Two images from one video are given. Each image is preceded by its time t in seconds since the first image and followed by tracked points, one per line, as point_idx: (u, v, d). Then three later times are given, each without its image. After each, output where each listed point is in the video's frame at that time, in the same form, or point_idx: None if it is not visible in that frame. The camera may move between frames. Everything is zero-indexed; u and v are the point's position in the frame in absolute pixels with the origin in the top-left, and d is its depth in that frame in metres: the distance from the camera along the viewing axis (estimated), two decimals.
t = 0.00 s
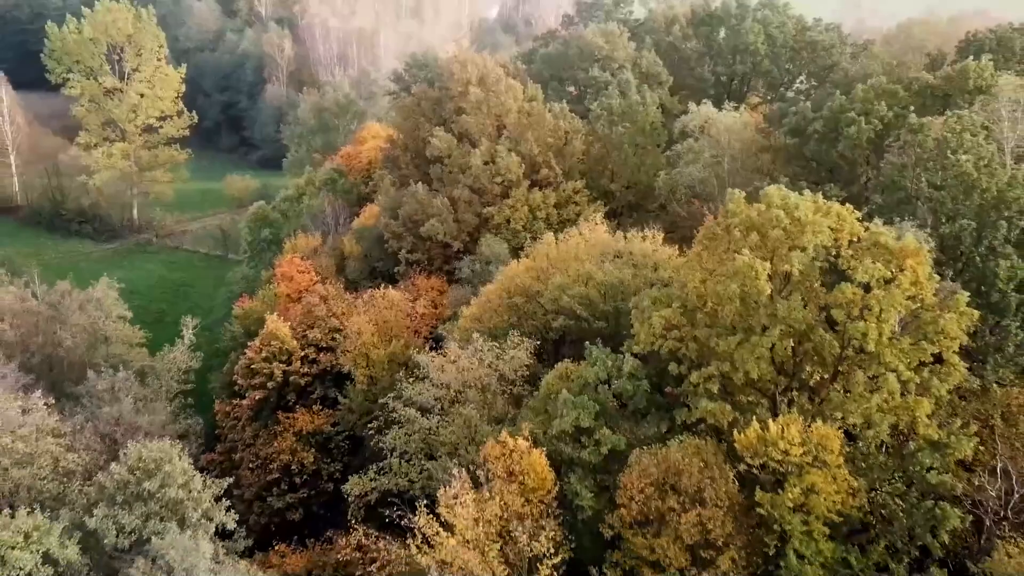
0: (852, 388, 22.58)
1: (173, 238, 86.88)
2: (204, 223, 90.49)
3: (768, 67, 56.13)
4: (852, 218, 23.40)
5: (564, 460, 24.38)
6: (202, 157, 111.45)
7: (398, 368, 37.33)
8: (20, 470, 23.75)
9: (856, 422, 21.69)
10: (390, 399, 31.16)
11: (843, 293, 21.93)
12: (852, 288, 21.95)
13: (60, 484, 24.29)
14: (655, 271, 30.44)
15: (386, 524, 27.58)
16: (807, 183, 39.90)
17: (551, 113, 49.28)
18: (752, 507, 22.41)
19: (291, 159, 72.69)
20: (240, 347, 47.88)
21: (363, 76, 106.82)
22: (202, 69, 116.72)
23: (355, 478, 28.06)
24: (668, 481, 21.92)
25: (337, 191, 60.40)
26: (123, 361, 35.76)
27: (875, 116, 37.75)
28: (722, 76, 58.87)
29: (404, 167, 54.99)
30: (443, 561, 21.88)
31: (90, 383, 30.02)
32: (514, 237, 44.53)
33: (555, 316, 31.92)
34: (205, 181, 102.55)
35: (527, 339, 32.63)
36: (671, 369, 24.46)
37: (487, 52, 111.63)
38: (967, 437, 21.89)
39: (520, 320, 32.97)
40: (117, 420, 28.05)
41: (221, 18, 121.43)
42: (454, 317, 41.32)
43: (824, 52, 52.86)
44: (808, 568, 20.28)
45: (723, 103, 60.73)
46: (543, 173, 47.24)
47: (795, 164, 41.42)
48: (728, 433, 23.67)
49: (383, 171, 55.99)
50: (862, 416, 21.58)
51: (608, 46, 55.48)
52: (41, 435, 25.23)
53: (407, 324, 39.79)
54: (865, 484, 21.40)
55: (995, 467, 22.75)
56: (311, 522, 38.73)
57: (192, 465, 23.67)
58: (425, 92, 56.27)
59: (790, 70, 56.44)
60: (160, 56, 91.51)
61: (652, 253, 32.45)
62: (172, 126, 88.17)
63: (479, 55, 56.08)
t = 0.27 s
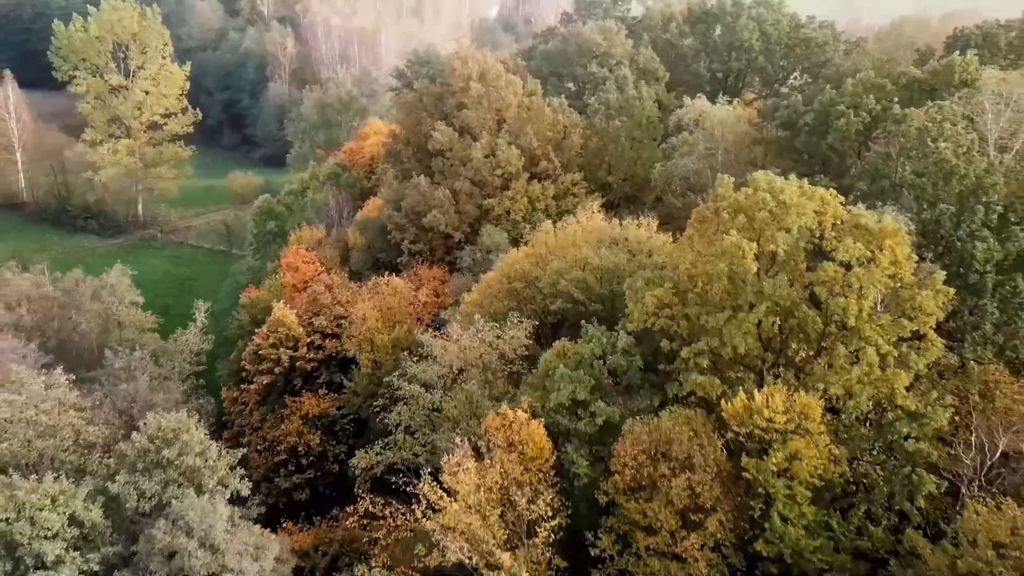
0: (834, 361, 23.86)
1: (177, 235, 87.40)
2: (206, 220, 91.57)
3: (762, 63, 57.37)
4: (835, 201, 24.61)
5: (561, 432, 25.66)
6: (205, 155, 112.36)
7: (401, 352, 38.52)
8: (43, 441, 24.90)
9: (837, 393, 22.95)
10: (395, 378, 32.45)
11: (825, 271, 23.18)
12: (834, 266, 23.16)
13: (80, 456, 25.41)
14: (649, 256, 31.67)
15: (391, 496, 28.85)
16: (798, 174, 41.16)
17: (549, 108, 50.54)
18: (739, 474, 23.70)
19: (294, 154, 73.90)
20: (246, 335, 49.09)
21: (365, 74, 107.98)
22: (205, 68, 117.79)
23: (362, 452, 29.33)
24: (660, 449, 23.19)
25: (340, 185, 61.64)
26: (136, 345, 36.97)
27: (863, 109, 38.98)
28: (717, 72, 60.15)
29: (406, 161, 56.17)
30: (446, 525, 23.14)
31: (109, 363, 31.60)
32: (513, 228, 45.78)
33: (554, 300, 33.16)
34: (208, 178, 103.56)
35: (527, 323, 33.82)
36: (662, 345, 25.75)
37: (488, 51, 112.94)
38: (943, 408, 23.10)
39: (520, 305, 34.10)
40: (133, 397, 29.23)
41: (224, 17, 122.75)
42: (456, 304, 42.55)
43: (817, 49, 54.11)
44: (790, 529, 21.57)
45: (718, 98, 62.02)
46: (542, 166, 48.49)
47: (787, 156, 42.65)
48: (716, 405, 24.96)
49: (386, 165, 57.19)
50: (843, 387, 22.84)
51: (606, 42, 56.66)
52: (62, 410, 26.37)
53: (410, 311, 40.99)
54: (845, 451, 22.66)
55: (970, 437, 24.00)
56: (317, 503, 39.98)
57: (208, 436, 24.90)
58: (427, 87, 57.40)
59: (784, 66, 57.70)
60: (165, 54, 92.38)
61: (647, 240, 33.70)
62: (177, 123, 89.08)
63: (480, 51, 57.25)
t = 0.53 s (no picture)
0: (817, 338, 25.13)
1: (181, 230, 87.43)
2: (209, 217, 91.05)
3: (757, 60, 58.60)
4: (820, 187, 25.90)
5: (559, 407, 26.93)
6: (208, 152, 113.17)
7: (405, 338, 39.81)
8: (65, 416, 26.07)
9: (820, 368, 24.22)
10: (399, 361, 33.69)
11: (809, 252, 24.44)
12: (818, 247, 24.44)
13: (99, 430, 26.57)
14: (644, 243, 32.94)
15: (396, 470, 30.12)
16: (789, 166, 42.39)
17: (548, 103, 51.80)
18: (727, 444, 25.00)
19: (298, 150, 75.09)
20: (253, 325, 50.30)
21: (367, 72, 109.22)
22: (209, 66, 118.84)
23: (368, 430, 30.56)
24: (652, 421, 24.45)
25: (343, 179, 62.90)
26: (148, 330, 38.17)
27: (853, 102, 40.21)
28: (712, 68, 61.39)
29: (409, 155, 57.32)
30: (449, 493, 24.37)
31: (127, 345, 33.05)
32: (514, 220, 47.01)
33: (552, 285, 34.42)
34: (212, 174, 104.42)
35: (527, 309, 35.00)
36: (655, 325, 27.04)
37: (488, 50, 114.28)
38: (921, 383, 24.36)
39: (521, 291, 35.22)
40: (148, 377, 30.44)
41: (227, 16, 123.90)
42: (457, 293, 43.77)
43: (810, 46, 55.35)
44: (775, 495, 22.82)
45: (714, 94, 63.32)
46: (541, 159, 49.73)
47: (779, 149, 43.89)
48: (706, 381, 26.27)
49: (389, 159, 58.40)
50: (825, 362, 24.10)
51: (604, 40, 57.92)
52: (81, 387, 27.56)
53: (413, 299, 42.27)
54: (827, 423, 23.92)
55: (947, 411, 25.25)
56: (322, 484, 41.16)
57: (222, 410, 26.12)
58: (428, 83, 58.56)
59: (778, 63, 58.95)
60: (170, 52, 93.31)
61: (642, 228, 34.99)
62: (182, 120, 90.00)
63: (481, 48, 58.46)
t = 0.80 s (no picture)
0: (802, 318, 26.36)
1: (184, 225, 87.48)
2: (212, 212, 91.19)
3: (752, 56, 59.85)
4: (806, 173, 27.03)
5: (556, 384, 28.23)
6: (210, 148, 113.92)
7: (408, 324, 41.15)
8: (84, 393, 27.30)
9: (805, 345, 25.44)
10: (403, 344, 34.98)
11: (794, 235, 25.63)
12: (803, 230, 25.62)
13: (117, 407, 27.74)
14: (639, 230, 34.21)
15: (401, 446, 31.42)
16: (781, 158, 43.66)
17: (547, 98, 53.05)
18: (716, 419, 26.24)
19: (302, 146, 76.31)
20: (260, 314, 51.57)
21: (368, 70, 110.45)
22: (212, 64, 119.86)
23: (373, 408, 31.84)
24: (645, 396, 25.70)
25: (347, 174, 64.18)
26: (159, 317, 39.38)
27: (842, 96, 41.46)
28: (709, 64, 62.65)
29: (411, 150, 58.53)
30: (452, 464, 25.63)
31: (141, 328, 34.32)
32: (513, 211, 48.29)
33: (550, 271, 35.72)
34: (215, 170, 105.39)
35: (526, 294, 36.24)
36: (648, 306, 28.35)
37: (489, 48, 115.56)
38: (901, 360, 25.57)
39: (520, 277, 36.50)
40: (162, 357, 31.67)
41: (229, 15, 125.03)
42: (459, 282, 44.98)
43: (803, 42, 56.64)
44: (762, 464, 24.08)
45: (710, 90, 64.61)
46: (541, 153, 51.03)
47: (772, 141, 45.11)
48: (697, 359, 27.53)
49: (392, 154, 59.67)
50: (810, 339, 25.32)
51: (602, 37, 59.20)
52: (99, 366, 28.74)
53: (416, 288, 43.44)
54: (812, 397, 25.13)
55: (926, 387, 26.50)
56: (327, 466, 42.41)
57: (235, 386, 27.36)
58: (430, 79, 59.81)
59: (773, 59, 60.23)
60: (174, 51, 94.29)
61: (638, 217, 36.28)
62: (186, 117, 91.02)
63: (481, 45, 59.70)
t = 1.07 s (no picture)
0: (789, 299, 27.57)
1: (188, 221, 88.45)
2: (216, 208, 92.19)
3: (747, 53, 61.03)
4: (793, 162, 28.30)
5: (553, 364, 29.45)
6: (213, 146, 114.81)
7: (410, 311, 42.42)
8: (102, 371, 28.46)
9: (792, 324, 26.64)
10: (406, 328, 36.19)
11: (781, 219, 26.86)
12: (790, 215, 26.86)
13: (132, 385, 28.92)
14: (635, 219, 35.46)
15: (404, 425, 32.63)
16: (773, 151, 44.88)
17: (546, 93, 54.26)
18: (707, 396, 27.46)
19: (305, 141, 77.45)
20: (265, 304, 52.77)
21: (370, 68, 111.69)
22: (215, 62, 120.99)
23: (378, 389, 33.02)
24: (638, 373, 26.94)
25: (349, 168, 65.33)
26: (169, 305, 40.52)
27: (832, 90, 42.69)
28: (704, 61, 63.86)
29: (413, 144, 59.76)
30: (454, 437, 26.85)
31: (154, 312, 35.51)
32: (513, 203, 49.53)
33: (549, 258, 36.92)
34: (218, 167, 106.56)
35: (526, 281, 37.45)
36: (641, 289, 29.59)
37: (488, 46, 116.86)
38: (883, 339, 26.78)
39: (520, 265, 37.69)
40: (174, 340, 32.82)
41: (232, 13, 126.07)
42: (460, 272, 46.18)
43: (797, 40, 57.83)
44: (749, 437, 25.30)
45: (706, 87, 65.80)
46: (539, 147, 52.23)
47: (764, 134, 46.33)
48: (688, 339, 28.76)
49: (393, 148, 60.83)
50: (796, 319, 26.53)
51: (600, 34, 60.40)
52: (115, 346, 29.89)
53: (418, 277, 44.64)
54: (798, 373, 26.34)
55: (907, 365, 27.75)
56: (332, 449, 43.51)
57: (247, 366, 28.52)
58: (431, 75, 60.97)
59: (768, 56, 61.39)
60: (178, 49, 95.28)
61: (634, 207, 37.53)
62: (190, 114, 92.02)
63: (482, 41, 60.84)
